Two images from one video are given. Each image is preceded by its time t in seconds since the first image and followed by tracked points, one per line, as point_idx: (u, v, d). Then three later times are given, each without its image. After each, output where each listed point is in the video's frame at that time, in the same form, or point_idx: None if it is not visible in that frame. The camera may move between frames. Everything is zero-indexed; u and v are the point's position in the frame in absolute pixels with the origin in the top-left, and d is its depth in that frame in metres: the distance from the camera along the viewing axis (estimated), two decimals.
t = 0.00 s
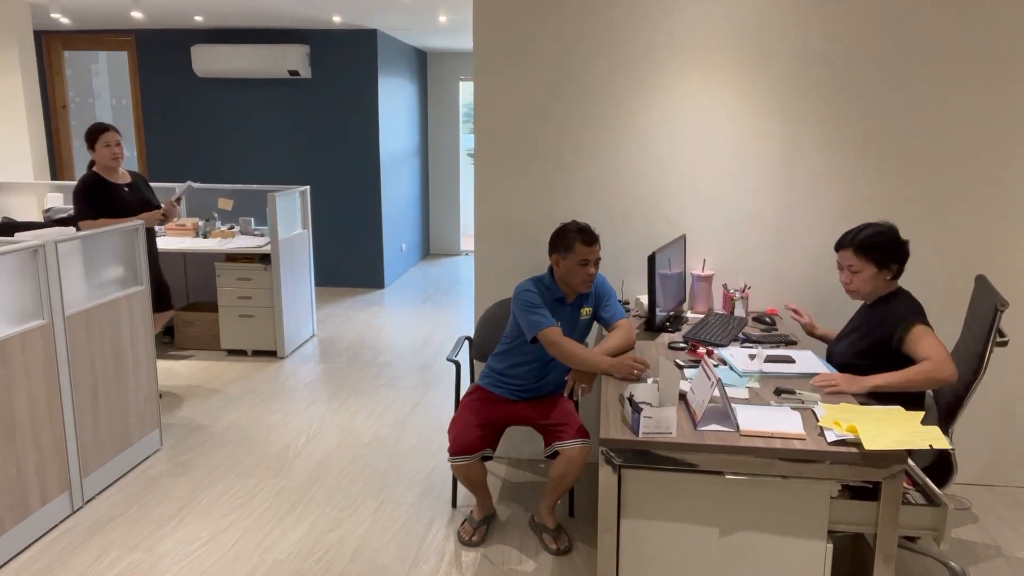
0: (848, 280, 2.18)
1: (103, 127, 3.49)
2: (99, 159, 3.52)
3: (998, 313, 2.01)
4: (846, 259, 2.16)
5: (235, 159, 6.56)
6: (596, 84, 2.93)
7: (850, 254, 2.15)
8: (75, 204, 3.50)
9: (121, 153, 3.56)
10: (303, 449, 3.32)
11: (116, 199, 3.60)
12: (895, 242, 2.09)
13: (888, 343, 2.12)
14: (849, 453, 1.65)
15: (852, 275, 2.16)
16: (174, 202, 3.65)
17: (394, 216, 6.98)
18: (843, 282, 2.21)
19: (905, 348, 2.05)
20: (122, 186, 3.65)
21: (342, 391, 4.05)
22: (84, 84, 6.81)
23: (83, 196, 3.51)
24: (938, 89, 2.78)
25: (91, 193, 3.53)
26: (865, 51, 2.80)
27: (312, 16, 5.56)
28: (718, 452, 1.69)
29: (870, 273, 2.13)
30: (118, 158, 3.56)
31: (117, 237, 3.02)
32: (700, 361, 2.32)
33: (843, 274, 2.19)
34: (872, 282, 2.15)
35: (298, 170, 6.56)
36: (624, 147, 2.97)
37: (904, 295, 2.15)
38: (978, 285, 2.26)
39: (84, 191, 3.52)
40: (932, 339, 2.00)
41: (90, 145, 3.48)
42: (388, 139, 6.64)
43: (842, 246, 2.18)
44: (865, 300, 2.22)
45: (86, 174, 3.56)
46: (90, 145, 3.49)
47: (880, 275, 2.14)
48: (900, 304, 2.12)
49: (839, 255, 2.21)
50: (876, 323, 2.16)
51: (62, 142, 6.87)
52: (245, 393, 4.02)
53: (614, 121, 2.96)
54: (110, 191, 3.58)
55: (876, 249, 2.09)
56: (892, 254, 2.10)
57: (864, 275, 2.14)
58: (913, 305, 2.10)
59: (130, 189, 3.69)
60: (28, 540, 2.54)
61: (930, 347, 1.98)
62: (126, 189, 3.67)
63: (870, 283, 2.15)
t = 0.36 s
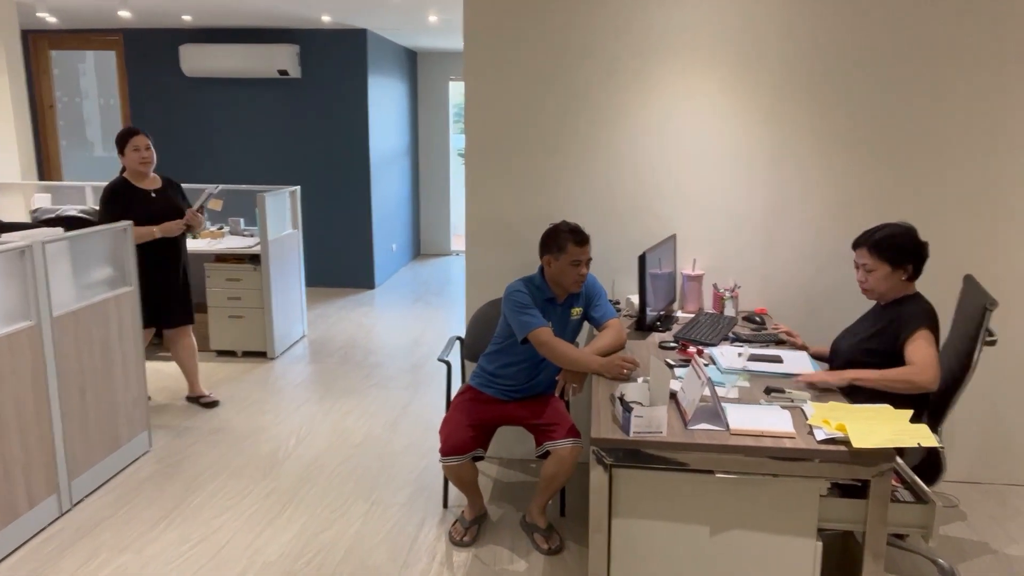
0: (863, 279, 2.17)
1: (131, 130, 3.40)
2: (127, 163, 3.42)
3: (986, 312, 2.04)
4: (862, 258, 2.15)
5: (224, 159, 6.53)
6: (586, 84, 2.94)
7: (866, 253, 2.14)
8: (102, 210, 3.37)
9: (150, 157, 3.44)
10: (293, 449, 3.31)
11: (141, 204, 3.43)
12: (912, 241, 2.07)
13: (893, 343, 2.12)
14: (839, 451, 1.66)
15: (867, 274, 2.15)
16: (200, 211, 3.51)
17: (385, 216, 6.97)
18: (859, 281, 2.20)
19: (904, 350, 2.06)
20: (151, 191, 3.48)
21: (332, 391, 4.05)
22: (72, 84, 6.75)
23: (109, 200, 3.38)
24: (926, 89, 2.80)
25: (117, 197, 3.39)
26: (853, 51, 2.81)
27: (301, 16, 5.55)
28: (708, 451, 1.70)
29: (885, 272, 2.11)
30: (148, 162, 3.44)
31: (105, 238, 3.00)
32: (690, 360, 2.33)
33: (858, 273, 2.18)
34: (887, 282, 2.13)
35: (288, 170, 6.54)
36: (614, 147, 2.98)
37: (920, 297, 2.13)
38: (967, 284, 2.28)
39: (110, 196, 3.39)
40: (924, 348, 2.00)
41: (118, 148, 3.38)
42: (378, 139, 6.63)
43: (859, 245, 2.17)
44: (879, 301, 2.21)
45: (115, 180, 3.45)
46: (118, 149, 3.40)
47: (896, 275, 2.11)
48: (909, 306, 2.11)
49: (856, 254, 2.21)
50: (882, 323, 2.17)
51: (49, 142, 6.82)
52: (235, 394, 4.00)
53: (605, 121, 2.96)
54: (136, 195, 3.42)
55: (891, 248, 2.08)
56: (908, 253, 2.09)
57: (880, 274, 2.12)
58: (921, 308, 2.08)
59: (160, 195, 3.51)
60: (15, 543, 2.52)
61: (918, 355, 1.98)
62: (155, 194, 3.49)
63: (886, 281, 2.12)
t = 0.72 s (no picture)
0: (850, 277, 2.19)
1: (155, 129, 3.23)
2: (148, 162, 3.27)
3: (974, 310, 2.05)
4: (849, 257, 2.18)
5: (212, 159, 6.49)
6: (575, 83, 2.94)
7: (853, 251, 2.16)
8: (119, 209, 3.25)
9: (170, 158, 3.27)
10: (282, 450, 3.30)
11: (157, 207, 3.27)
12: (897, 239, 2.08)
13: (884, 346, 2.13)
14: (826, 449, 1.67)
15: (853, 273, 2.17)
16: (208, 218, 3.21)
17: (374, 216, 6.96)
18: (848, 279, 2.22)
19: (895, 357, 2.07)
20: (169, 193, 3.32)
21: (321, 392, 4.03)
22: (56, 83, 6.69)
23: (125, 200, 3.25)
24: (910, 89, 2.83)
25: (132, 198, 3.25)
26: (838, 52, 2.83)
27: (289, 15, 5.53)
28: (697, 449, 1.71)
29: (870, 271, 2.13)
30: (169, 163, 3.28)
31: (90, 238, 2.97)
32: (678, 359, 2.34)
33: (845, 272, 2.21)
34: (873, 280, 2.14)
35: (276, 170, 6.51)
36: (602, 146, 2.98)
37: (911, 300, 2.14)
38: (949, 282, 2.31)
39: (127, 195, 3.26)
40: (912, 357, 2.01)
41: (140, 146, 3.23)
42: (367, 138, 6.61)
43: (847, 244, 2.20)
44: (871, 301, 2.22)
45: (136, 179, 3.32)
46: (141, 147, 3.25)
47: (882, 273, 2.13)
48: (901, 310, 2.11)
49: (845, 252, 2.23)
50: (872, 324, 2.19)
51: (34, 142, 6.76)
52: (223, 395, 3.98)
53: (593, 121, 2.97)
54: (151, 196, 3.28)
55: (875, 246, 2.10)
56: (893, 251, 2.10)
57: (865, 272, 2.14)
58: (912, 311, 2.09)
59: (178, 198, 3.34)
60: None
61: (907, 365, 2.00)
62: (172, 197, 3.33)
63: (871, 280, 2.14)
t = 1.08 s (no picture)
0: (840, 278, 2.20)
1: (178, 127, 3.09)
2: (170, 163, 3.11)
3: (981, 311, 2.05)
4: (837, 257, 2.20)
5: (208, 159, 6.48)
6: (571, 83, 2.94)
7: (839, 252, 2.18)
8: (137, 213, 3.07)
9: (194, 158, 3.12)
10: (279, 450, 3.29)
11: (182, 211, 3.11)
12: (882, 239, 2.08)
13: (879, 346, 2.13)
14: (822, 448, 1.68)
15: (842, 273, 2.18)
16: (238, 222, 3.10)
17: (371, 216, 6.95)
18: (838, 280, 2.23)
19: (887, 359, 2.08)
20: (193, 196, 3.17)
21: (319, 392, 4.03)
22: (52, 82, 6.66)
23: (146, 204, 3.08)
24: (905, 89, 2.83)
25: (154, 201, 3.09)
26: (834, 52, 2.84)
27: (286, 15, 5.52)
28: (694, 448, 1.71)
29: (857, 271, 2.14)
30: (194, 164, 3.14)
31: (86, 237, 2.96)
32: (675, 359, 2.35)
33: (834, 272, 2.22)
34: (861, 280, 2.15)
35: (273, 169, 6.50)
36: (599, 146, 2.99)
37: (904, 300, 2.14)
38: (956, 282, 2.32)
39: (149, 198, 3.09)
40: (907, 360, 2.01)
41: (165, 146, 3.08)
42: (364, 138, 6.61)
43: (835, 244, 2.21)
44: (864, 300, 2.23)
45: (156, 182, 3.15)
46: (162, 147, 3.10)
47: (869, 273, 2.13)
48: (894, 310, 2.12)
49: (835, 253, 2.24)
50: (867, 324, 2.19)
51: (30, 142, 6.74)
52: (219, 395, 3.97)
53: (590, 121, 2.97)
54: (176, 199, 3.12)
55: (861, 247, 2.11)
56: (878, 251, 2.10)
57: (852, 272, 2.15)
58: (902, 312, 2.10)
59: (202, 200, 3.19)
60: None
61: (902, 368, 2.00)
62: (196, 199, 3.18)
63: (859, 280, 2.15)
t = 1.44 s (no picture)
0: (845, 279, 2.19)
1: (219, 129, 2.95)
2: (207, 164, 2.97)
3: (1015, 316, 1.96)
4: (841, 258, 2.19)
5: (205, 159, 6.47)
6: (568, 84, 2.94)
7: (842, 253, 2.17)
8: (169, 221, 2.94)
9: (234, 162, 2.97)
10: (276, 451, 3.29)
11: (214, 220, 2.97)
12: (884, 238, 2.07)
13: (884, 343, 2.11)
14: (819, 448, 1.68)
15: (847, 274, 2.17)
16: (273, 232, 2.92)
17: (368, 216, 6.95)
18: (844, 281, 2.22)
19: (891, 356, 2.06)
20: (227, 202, 3.01)
21: (316, 392, 4.03)
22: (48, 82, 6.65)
23: (178, 212, 2.95)
24: (901, 89, 2.84)
25: (186, 209, 2.96)
26: (830, 52, 2.84)
27: (283, 14, 5.52)
28: (691, 448, 1.71)
29: (861, 271, 2.13)
30: (233, 167, 2.99)
31: (83, 237, 2.95)
32: (673, 358, 2.35)
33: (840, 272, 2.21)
34: (866, 279, 2.13)
35: (270, 169, 6.49)
36: (596, 147, 2.99)
37: (910, 298, 2.11)
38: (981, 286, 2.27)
39: (182, 206, 2.96)
40: (909, 355, 2.00)
41: (202, 149, 2.94)
42: (361, 138, 6.60)
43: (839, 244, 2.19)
44: (871, 301, 2.20)
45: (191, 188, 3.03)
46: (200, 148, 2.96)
47: (873, 272, 2.11)
48: (902, 307, 2.09)
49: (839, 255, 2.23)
50: (876, 324, 2.16)
51: (26, 142, 6.72)
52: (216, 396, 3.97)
53: (587, 121, 2.97)
54: (208, 206, 2.98)
55: (861, 246, 2.10)
56: (881, 249, 2.08)
57: (856, 272, 2.14)
58: (908, 308, 2.08)
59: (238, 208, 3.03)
60: None
61: (904, 364, 1.99)
62: (229, 206, 3.01)
63: (863, 281, 2.13)
